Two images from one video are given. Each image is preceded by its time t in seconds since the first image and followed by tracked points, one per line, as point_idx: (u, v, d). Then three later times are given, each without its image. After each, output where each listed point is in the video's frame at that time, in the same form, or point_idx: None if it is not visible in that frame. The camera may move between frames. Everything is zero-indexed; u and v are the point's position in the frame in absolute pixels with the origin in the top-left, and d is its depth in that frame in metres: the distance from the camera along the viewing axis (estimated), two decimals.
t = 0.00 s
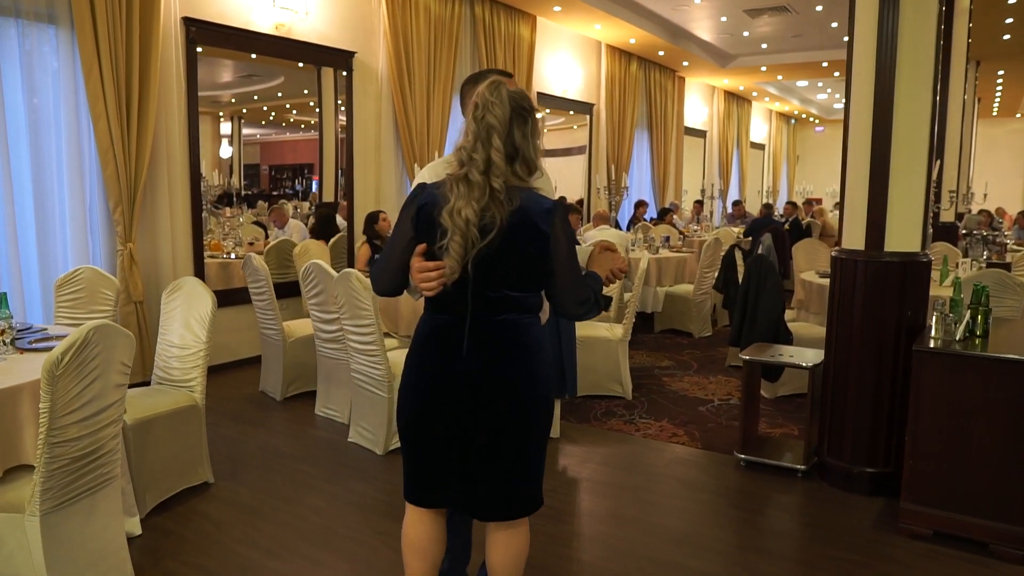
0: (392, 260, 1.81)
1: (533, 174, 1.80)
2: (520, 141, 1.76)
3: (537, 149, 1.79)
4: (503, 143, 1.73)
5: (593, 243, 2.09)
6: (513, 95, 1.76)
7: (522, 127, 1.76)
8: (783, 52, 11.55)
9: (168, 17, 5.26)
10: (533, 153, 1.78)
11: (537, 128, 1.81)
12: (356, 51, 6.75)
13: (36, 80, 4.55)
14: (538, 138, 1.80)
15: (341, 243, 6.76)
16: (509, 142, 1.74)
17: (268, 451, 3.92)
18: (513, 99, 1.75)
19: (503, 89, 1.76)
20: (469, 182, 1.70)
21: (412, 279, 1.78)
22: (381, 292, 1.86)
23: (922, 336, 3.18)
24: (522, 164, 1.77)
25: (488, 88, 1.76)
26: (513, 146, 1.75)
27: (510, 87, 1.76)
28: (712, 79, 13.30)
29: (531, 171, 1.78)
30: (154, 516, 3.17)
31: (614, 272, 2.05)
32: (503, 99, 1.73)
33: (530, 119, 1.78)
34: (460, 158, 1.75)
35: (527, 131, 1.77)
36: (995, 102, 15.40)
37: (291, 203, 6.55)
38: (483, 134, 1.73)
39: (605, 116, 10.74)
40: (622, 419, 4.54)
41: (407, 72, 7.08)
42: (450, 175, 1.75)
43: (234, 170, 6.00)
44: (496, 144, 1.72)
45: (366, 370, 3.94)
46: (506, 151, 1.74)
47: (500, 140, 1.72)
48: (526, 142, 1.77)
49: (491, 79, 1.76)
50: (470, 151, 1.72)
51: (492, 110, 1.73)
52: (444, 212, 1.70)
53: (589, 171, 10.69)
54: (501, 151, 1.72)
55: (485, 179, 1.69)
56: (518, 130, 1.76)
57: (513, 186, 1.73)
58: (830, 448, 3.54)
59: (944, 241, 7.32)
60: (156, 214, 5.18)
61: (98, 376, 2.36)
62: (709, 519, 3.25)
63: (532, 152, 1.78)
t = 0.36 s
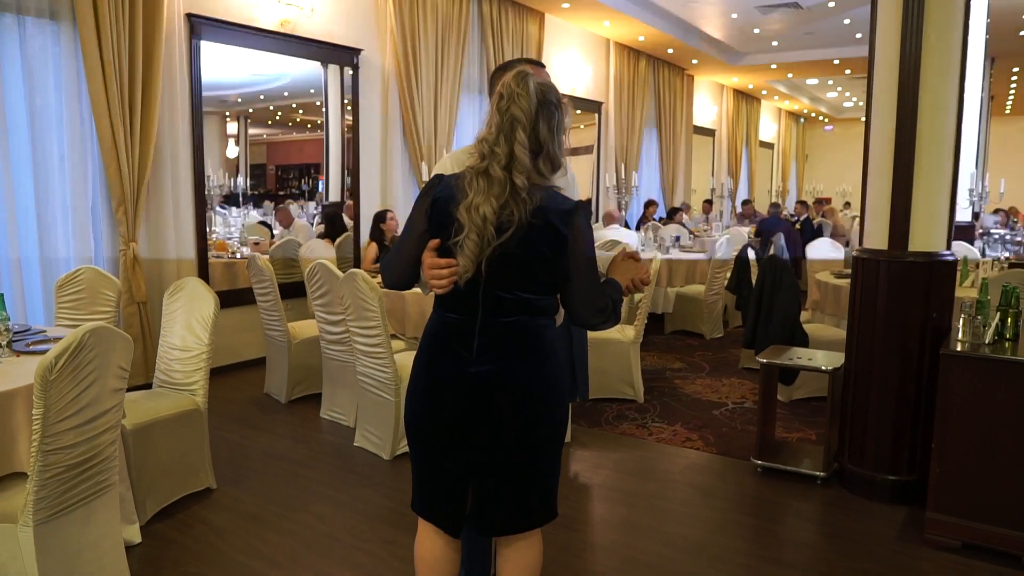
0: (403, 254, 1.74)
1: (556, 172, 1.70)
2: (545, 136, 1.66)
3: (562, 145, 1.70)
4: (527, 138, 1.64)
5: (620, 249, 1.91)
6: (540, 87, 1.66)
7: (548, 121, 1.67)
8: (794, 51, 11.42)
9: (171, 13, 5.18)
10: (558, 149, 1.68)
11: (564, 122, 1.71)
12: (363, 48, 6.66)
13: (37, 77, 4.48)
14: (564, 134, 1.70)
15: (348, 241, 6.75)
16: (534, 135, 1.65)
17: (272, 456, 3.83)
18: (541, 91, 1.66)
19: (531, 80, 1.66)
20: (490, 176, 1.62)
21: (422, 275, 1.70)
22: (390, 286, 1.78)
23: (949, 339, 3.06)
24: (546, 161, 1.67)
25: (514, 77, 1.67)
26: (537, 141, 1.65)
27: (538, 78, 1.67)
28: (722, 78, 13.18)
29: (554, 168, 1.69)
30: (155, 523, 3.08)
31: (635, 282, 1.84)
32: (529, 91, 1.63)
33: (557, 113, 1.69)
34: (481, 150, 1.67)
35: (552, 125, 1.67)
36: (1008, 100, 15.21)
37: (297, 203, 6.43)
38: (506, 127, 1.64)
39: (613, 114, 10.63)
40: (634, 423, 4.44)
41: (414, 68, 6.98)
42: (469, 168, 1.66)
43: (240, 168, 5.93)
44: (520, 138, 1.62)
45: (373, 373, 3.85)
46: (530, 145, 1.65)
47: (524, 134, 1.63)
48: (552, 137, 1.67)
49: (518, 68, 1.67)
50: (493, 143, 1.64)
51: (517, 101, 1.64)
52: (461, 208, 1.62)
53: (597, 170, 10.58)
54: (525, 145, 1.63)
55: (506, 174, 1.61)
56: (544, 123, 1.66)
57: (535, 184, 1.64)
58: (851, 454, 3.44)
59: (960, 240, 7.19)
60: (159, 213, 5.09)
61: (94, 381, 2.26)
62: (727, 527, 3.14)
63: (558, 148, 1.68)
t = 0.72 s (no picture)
0: (387, 262, 1.68)
1: (545, 176, 1.60)
2: (530, 138, 1.56)
3: (549, 147, 1.59)
4: (512, 139, 1.54)
5: (618, 248, 1.80)
6: (526, 85, 1.57)
7: (533, 122, 1.57)
8: (805, 49, 11.28)
9: (174, 12, 5.09)
10: (545, 152, 1.58)
11: (552, 123, 1.61)
12: (368, 47, 6.57)
13: (37, 78, 4.41)
14: (552, 136, 1.60)
15: (354, 241, 6.71)
16: (517, 136, 1.55)
17: (274, 464, 3.74)
18: (525, 90, 1.56)
19: (514, 78, 1.57)
20: (470, 180, 1.52)
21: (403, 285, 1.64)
22: (377, 295, 1.74)
23: (976, 348, 2.95)
24: (532, 164, 1.57)
25: (498, 75, 1.58)
26: (523, 143, 1.56)
27: (522, 76, 1.57)
28: (731, 77, 13.04)
29: (542, 171, 1.59)
30: (153, 536, 2.99)
31: (636, 280, 1.72)
32: (514, 90, 1.54)
33: (543, 112, 1.58)
34: (463, 153, 1.58)
35: (539, 127, 1.58)
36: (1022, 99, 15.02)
37: (303, 202, 6.38)
38: (490, 128, 1.55)
39: (622, 114, 10.52)
40: (645, 430, 4.34)
41: (421, 67, 6.87)
42: (451, 172, 1.58)
43: (247, 168, 5.86)
44: (505, 139, 1.53)
45: (378, 381, 3.76)
46: (515, 147, 1.55)
47: (510, 135, 1.54)
48: (538, 140, 1.58)
49: (502, 67, 1.58)
50: (475, 145, 1.55)
51: (500, 101, 1.55)
52: (443, 215, 1.53)
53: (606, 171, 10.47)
54: (509, 146, 1.53)
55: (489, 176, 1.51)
56: (528, 124, 1.56)
57: (522, 188, 1.54)
58: (870, 465, 3.33)
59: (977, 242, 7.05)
60: (161, 215, 5.01)
61: (87, 394, 2.17)
62: (743, 541, 3.03)
63: (544, 150, 1.58)
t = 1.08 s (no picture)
0: (341, 280, 1.61)
1: (486, 179, 1.45)
2: (462, 142, 1.42)
3: (488, 149, 1.44)
4: (440, 147, 1.41)
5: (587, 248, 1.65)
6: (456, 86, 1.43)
7: (465, 125, 1.42)
8: (814, 50, 11.19)
9: (179, 12, 5.03)
10: (482, 154, 1.43)
11: (492, 122, 1.45)
12: (375, 48, 6.51)
13: (41, 80, 4.35)
14: (491, 136, 1.44)
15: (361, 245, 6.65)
16: (448, 143, 1.42)
17: (279, 472, 3.68)
18: (454, 92, 1.42)
19: (441, 81, 1.43)
20: (400, 193, 1.42)
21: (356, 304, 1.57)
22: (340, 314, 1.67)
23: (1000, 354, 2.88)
24: (469, 169, 1.43)
25: (427, 80, 1.44)
26: (454, 148, 1.42)
27: (450, 78, 1.43)
28: (739, 77, 12.95)
29: (482, 176, 1.44)
30: (156, 547, 2.92)
31: (606, 280, 1.57)
32: (439, 94, 1.40)
33: (477, 113, 1.43)
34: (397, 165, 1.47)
35: (474, 128, 1.43)
36: None
37: (308, 203, 6.42)
38: (418, 137, 1.42)
39: (630, 115, 10.45)
40: (657, 437, 4.27)
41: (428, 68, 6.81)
42: (386, 186, 1.47)
43: (252, 171, 5.84)
44: (431, 148, 1.41)
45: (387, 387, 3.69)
46: (444, 155, 1.42)
47: (437, 143, 1.41)
48: (474, 141, 1.42)
49: (430, 71, 1.45)
50: (404, 156, 1.43)
51: (427, 107, 1.42)
52: (377, 230, 1.44)
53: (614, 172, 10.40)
54: (436, 156, 1.41)
55: (415, 189, 1.40)
56: (460, 128, 1.42)
57: (452, 196, 1.42)
58: (891, 476, 3.26)
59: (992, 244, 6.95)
60: (166, 218, 4.95)
61: (85, 405, 2.10)
62: (760, 554, 2.95)
63: (481, 154, 1.43)
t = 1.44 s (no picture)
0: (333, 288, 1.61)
1: (456, 178, 1.39)
2: (427, 142, 1.35)
3: (456, 148, 1.37)
4: (404, 149, 1.35)
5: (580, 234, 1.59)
6: (419, 87, 1.36)
7: (430, 124, 1.36)
8: (825, 51, 11.12)
9: (190, 15, 5.03)
10: (449, 153, 1.37)
11: (460, 121, 1.38)
12: (385, 50, 6.50)
13: (53, 83, 4.36)
14: (459, 135, 1.38)
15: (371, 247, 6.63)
16: (413, 144, 1.36)
17: (290, 476, 3.66)
18: (418, 92, 1.36)
19: (406, 82, 1.37)
20: (365, 197, 1.37)
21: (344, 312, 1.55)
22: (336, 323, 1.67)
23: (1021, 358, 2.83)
24: (436, 167, 1.37)
25: (392, 81, 1.39)
26: (419, 149, 1.36)
27: (415, 77, 1.37)
28: (749, 78, 12.90)
29: (452, 176, 1.38)
30: (166, 552, 2.91)
31: (590, 267, 1.50)
32: (401, 96, 1.35)
33: (442, 112, 1.36)
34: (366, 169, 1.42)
35: (439, 127, 1.36)
36: None
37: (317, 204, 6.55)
38: (383, 140, 1.37)
39: (640, 117, 10.42)
40: (670, 441, 4.23)
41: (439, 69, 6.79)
42: (354, 191, 1.43)
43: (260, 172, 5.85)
44: (395, 150, 1.34)
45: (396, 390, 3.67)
46: (409, 156, 1.36)
47: (400, 144, 1.35)
48: (439, 140, 1.36)
49: (395, 71, 1.39)
50: (369, 160, 1.38)
51: (391, 109, 1.36)
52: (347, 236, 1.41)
53: (624, 174, 10.36)
54: (400, 159, 1.35)
55: (380, 193, 1.35)
56: (424, 128, 1.36)
57: (419, 197, 1.36)
58: (908, 483, 3.22)
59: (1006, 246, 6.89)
60: (177, 221, 4.95)
61: (95, 410, 2.09)
62: (777, 562, 2.91)
63: (448, 154, 1.37)
